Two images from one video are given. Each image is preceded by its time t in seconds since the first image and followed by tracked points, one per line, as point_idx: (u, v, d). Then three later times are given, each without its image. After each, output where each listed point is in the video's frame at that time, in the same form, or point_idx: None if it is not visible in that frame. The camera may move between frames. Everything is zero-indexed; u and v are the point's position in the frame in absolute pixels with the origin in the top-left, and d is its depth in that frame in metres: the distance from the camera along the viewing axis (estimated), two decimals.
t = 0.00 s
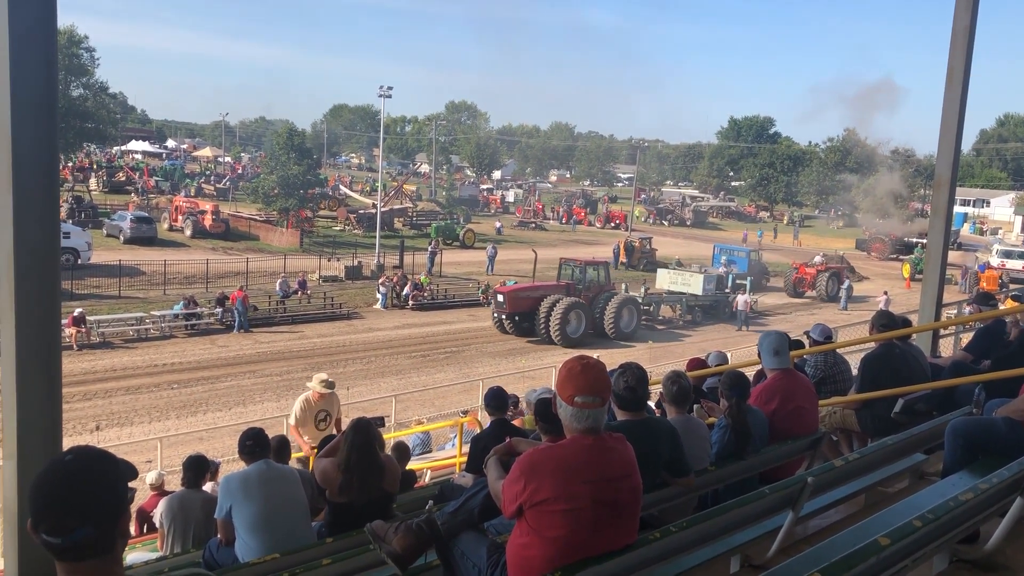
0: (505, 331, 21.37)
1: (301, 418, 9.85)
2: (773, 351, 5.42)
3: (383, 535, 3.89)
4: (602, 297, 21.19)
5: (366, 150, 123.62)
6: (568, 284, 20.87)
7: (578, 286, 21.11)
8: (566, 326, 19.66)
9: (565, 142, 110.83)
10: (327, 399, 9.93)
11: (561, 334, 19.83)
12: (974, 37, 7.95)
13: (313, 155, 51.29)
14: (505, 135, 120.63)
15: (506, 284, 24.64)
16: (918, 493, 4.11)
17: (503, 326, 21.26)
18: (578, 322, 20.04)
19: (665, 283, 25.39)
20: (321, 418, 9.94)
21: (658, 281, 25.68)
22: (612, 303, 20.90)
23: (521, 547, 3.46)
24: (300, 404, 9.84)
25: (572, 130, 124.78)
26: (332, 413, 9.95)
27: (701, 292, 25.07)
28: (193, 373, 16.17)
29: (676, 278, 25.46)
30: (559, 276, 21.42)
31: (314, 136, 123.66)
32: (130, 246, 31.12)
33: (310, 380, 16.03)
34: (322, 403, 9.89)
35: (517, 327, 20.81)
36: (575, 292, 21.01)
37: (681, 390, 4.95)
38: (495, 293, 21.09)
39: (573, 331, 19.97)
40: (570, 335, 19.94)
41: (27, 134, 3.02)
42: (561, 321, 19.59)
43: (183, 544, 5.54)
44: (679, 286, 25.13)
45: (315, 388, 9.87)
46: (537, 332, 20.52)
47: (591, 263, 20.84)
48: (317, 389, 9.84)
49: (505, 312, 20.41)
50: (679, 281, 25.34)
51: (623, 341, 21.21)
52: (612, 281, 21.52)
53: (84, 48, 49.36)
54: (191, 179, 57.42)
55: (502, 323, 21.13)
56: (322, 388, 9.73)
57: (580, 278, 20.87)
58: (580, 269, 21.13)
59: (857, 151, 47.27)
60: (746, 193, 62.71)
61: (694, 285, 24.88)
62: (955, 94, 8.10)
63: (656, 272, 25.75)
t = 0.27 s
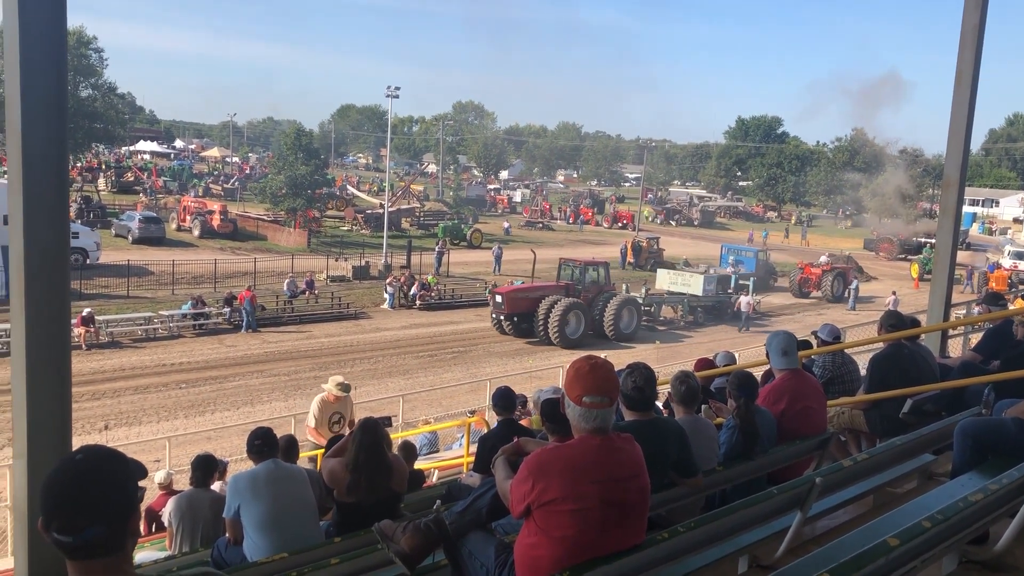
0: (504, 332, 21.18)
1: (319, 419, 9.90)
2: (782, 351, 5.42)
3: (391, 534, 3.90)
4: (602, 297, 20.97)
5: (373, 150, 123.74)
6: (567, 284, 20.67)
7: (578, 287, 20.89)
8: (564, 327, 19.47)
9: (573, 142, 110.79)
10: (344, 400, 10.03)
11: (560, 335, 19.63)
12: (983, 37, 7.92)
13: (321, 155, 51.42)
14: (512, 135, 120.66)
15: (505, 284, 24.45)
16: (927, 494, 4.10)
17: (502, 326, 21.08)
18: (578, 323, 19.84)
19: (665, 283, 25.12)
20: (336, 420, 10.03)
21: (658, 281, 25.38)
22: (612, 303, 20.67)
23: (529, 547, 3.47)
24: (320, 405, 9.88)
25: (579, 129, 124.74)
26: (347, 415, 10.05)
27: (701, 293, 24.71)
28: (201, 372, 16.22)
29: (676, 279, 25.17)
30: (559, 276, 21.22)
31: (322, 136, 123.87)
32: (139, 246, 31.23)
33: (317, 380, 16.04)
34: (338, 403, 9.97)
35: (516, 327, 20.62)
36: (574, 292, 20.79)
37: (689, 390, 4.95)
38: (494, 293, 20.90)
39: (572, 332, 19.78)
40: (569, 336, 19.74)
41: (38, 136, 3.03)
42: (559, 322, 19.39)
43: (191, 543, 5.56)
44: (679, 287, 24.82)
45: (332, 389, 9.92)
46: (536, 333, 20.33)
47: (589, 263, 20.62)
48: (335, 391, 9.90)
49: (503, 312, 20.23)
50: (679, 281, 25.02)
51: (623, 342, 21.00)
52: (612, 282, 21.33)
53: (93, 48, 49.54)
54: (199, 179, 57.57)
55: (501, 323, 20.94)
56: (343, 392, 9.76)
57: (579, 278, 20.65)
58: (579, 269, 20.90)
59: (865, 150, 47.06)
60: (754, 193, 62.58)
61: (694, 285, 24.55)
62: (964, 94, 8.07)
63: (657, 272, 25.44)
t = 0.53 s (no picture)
0: (504, 333, 20.98)
1: (341, 413, 9.83)
2: (792, 351, 5.41)
3: (401, 533, 3.90)
4: (603, 297, 20.71)
5: (382, 150, 123.91)
6: (568, 284, 20.41)
7: (578, 287, 20.62)
8: (564, 327, 19.26)
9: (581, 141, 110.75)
10: (368, 396, 10.01)
11: (560, 336, 19.42)
12: (994, 35, 7.88)
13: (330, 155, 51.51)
14: (520, 134, 120.66)
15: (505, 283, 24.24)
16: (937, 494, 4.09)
17: (502, 327, 20.87)
18: (578, 323, 19.64)
19: (667, 283, 25.07)
20: (359, 417, 9.96)
21: (659, 282, 25.34)
22: (613, 303, 20.40)
23: (539, 546, 3.47)
24: (343, 399, 9.82)
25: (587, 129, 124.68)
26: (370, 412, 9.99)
27: (703, 292, 24.59)
28: (210, 372, 16.27)
29: (677, 279, 25.09)
30: (560, 276, 21.00)
31: (331, 136, 124.11)
32: (149, 245, 31.36)
33: (326, 379, 16.07)
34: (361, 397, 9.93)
35: (516, 328, 20.41)
36: (575, 292, 20.54)
37: (699, 390, 4.95)
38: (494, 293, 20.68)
39: (572, 332, 19.59)
40: (569, 336, 19.54)
41: (51, 137, 3.04)
42: (558, 323, 19.17)
43: (202, 542, 5.57)
44: (680, 286, 24.72)
45: (357, 384, 9.90)
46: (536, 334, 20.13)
47: (590, 262, 20.34)
48: (360, 385, 9.87)
49: (503, 313, 20.03)
50: (680, 281, 24.92)
51: (624, 342, 20.79)
52: (613, 281, 20.95)
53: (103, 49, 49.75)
54: (209, 179, 57.73)
55: (501, 324, 20.73)
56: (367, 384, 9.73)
57: (580, 278, 20.41)
58: (580, 269, 20.64)
59: (874, 149, 46.79)
60: (763, 192, 62.42)
61: (696, 285, 24.41)
62: (975, 92, 8.03)
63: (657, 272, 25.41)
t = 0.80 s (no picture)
0: (504, 332, 20.83)
1: (358, 409, 9.89)
2: (802, 349, 5.40)
3: (412, 532, 3.91)
4: (604, 296, 20.61)
5: (391, 148, 124.08)
6: (569, 283, 20.30)
7: (580, 286, 20.49)
8: (565, 326, 19.15)
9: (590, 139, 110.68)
10: (385, 392, 10.05)
11: (561, 335, 19.33)
12: (1006, 31, 7.83)
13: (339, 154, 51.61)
14: (529, 132, 120.64)
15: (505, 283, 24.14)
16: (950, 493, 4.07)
17: (502, 326, 20.74)
18: (579, 323, 19.57)
19: (669, 281, 24.60)
20: (376, 413, 10.03)
21: (662, 280, 24.88)
22: (614, 302, 20.34)
23: (549, 545, 3.47)
24: (361, 394, 9.90)
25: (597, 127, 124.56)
26: (387, 408, 10.05)
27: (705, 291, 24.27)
28: (221, 370, 16.33)
29: (680, 277, 24.62)
30: (561, 275, 20.83)
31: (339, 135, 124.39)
32: (160, 244, 31.49)
33: (336, 377, 16.11)
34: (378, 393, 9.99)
35: (516, 328, 20.29)
36: (576, 291, 20.42)
37: (709, 388, 4.95)
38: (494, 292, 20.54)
39: (573, 332, 19.50)
40: (570, 336, 19.46)
41: (64, 138, 3.05)
42: (559, 322, 19.06)
43: (212, 539, 5.59)
44: (683, 285, 24.32)
45: (374, 380, 9.96)
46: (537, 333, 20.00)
47: (591, 261, 20.22)
48: (377, 380, 9.93)
49: (503, 312, 19.89)
50: (682, 279, 24.49)
51: (625, 342, 20.71)
52: (614, 280, 20.88)
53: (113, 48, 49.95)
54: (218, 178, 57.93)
55: (501, 323, 20.61)
56: (384, 379, 9.81)
57: (581, 277, 20.30)
58: (581, 268, 20.51)
59: (885, 147, 46.58)
60: (773, 190, 62.26)
61: (698, 284, 24.07)
62: (987, 89, 7.99)
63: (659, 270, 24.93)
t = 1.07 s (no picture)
0: (505, 330, 20.72)
1: (375, 403, 9.85)
2: (813, 347, 5.39)
3: (423, 527, 3.92)
4: (606, 294, 20.48)
5: (400, 145, 124.23)
6: (570, 281, 20.16)
7: (581, 284, 20.35)
8: (565, 325, 19.07)
9: (600, 136, 110.50)
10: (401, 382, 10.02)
11: (562, 334, 19.29)
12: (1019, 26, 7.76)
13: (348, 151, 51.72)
14: (538, 129, 120.58)
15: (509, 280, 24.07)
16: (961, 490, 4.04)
17: (503, 325, 20.64)
18: (580, 321, 19.53)
19: (671, 280, 24.30)
20: (393, 405, 9.98)
21: (663, 278, 24.59)
22: (616, 300, 20.26)
23: (560, 541, 3.48)
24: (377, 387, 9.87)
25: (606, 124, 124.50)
26: (405, 400, 10.01)
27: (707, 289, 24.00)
28: (231, 367, 16.39)
29: (682, 275, 24.32)
30: (562, 272, 20.65)
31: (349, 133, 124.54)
32: (171, 241, 31.62)
33: (346, 374, 16.16)
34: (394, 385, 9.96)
35: (517, 326, 20.20)
36: (578, 289, 20.29)
37: (720, 385, 4.95)
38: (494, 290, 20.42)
39: (574, 330, 19.45)
40: (571, 335, 19.40)
41: (76, 135, 3.00)
42: (559, 321, 18.98)
43: (224, 535, 5.63)
44: (684, 284, 24.09)
45: (389, 371, 9.95)
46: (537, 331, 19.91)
47: (592, 259, 20.05)
48: (392, 371, 9.90)
49: (503, 311, 19.78)
50: (683, 277, 24.20)
51: (627, 340, 20.65)
52: (616, 278, 20.76)
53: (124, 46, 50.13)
54: (228, 175, 58.11)
55: (502, 322, 20.53)
56: (399, 369, 9.78)
57: (582, 275, 20.15)
58: (583, 266, 20.35)
59: (896, 143, 46.29)
60: (783, 187, 62.08)
61: (699, 283, 23.82)
62: (999, 84, 7.94)
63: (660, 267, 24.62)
